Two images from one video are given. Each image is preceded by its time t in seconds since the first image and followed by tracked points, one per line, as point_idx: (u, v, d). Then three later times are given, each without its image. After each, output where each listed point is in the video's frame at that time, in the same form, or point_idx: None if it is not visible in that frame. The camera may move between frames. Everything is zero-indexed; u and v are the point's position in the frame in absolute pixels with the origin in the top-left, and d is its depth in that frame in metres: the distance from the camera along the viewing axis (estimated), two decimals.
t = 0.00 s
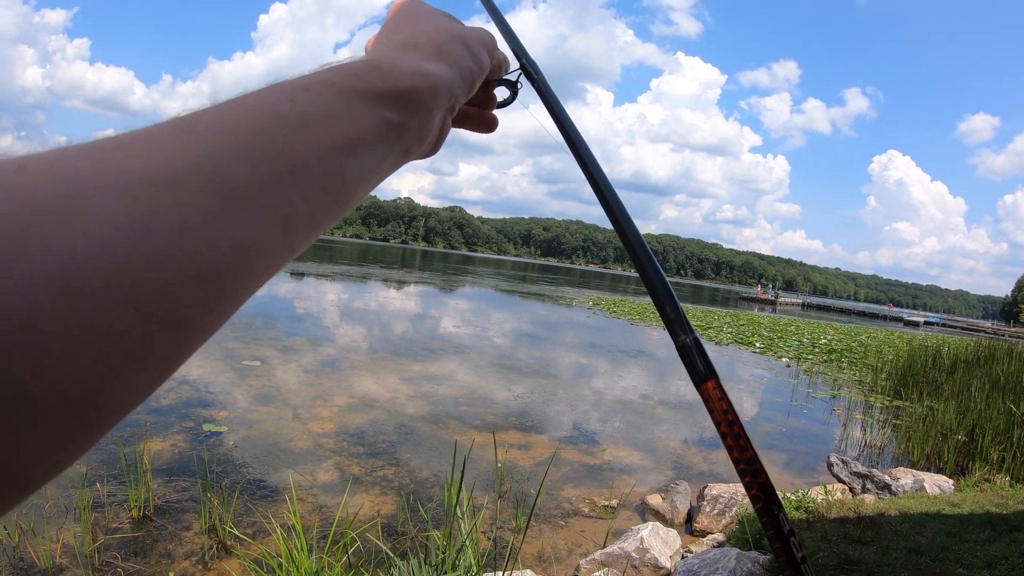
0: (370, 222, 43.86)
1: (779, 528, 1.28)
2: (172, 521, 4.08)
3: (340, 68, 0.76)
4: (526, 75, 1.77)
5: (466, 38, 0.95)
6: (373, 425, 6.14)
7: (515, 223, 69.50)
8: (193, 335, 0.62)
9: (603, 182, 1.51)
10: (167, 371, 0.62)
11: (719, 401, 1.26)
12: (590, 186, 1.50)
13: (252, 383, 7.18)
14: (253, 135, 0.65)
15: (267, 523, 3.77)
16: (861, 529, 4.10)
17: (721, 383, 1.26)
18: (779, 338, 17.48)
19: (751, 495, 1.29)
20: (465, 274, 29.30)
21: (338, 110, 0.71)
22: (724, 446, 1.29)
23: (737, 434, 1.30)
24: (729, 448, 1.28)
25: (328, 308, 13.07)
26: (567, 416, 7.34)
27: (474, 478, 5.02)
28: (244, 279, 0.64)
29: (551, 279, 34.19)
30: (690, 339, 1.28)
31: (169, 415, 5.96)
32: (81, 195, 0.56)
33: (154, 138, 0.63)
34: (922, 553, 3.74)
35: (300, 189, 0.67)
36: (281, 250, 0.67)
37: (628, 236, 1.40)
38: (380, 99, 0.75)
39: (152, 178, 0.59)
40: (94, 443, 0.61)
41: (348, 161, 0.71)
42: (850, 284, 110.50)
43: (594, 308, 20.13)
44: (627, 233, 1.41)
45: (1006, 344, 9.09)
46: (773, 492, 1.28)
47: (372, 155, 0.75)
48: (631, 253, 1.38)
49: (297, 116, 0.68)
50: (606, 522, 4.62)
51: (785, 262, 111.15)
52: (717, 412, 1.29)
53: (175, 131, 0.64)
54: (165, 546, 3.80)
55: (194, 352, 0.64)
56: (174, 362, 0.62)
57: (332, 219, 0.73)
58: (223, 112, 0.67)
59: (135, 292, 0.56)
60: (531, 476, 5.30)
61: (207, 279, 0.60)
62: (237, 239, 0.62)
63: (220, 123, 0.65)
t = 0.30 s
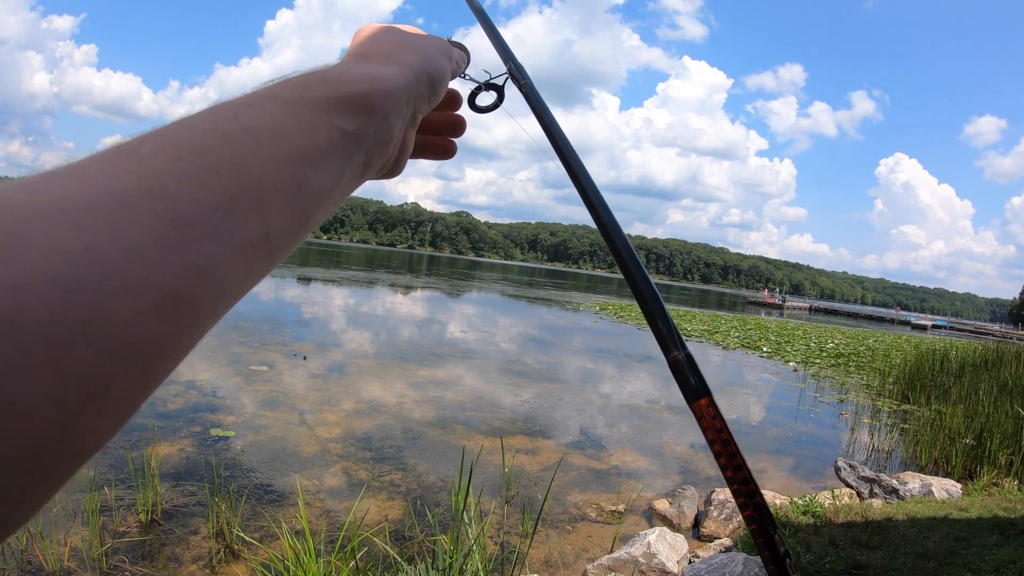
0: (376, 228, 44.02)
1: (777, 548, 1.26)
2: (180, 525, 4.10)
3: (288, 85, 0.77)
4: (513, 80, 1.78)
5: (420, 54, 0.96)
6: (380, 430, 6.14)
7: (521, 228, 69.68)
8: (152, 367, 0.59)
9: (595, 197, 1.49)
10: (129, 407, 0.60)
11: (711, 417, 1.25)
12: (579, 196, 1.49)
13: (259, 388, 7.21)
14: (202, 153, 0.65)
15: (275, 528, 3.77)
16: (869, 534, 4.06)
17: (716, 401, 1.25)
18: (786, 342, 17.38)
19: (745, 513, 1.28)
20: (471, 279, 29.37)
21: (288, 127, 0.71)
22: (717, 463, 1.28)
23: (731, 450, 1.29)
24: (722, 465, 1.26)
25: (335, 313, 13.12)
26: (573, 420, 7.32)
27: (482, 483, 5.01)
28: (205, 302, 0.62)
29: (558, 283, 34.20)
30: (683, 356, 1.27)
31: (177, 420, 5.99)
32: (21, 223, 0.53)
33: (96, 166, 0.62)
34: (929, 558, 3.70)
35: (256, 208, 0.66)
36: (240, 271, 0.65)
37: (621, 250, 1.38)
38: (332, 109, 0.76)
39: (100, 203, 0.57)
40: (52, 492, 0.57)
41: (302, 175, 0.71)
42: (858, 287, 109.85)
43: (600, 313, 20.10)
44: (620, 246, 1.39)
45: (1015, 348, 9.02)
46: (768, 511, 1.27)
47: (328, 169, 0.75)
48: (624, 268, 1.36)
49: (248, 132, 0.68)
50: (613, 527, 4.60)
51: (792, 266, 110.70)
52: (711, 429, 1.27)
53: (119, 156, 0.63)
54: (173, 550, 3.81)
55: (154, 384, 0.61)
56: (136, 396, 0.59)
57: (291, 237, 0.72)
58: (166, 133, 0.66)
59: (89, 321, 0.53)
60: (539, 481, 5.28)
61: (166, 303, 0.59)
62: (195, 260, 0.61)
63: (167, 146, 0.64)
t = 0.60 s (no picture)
0: (381, 231, 44.10)
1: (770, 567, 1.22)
2: (183, 526, 4.10)
3: (275, 72, 0.78)
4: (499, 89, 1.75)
5: (408, 37, 0.97)
6: (384, 433, 6.15)
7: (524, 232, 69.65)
8: (147, 355, 0.59)
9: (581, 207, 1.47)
10: (130, 400, 0.60)
11: (701, 429, 1.23)
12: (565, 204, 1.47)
13: (263, 390, 7.22)
14: (192, 137, 0.65)
15: (278, 529, 3.78)
16: (873, 537, 4.04)
17: (706, 414, 1.22)
18: (791, 345, 17.30)
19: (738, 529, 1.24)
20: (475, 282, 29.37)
21: (276, 109, 0.72)
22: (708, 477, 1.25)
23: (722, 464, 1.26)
24: (713, 479, 1.24)
25: (339, 316, 13.15)
26: (577, 423, 7.31)
27: (487, 486, 5.00)
28: (201, 286, 0.62)
29: (562, 286, 34.17)
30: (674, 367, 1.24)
31: (181, 422, 6.00)
32: (10, 217, 0.54)
33: (86, 158, 0.63)
34: (933, 561, 3.68)
35: (248, 189, 0.67)
36: (236, 253, 0.66)
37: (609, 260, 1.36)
38: (320, 90, 0.77)
39: (89, 192, 0.58)
40: (59, 493, 0.58)
41: (293, 154, 0.72)
42: (863, 290, 109.40)
43: (605, 316, 20.07)
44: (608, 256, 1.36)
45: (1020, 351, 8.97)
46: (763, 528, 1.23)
47: (320, 149, 0.75)
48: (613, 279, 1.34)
49: (235, 117, 0.69)
50: (617, 530, 4.59)
51: (797, 269, 110.35)
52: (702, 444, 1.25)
53: (109, 148, 0.64)
54: (176, 551, 3.82)
55: (152, 374, 0.61)
56: (136, 386, 0.60)
57: (287, 219, 0.72)
58: (155, 122, 0.67)
59: (76, 309, 0.53)
60: (543, 484, 5.27)
61: (159, 287, 0.58)
62: (186, 241, 0.61)
63: (154, 134, 0.65)
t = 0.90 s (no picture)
0: (381, 233, 44.14)
1: None
2: (182, 527, 4.10)
3: (272, 75, 0.80)
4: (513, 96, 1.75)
5: (409, 39, 0.97)
6: (383, 436, 6.14)
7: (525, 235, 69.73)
8: (144, 360, 0.59)
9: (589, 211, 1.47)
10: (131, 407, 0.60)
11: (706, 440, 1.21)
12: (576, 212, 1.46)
13: (263, 392, 7.22)
14: (187, 140, 0.66)
15: (276, 531, 3.77)
16: (873, 542, 4.03)
17: (711, 424, 1.22)
18: (791, 350, 17.28)
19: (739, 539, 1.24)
20: (476, 285, 29.38)
21: (271, 110, 0.73)
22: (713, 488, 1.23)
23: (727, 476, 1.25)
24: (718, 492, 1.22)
25: (339, 319, 13.14)
26: (577, 427, 7.30)
27: (486, 489, 5.00)
28: (199, 288, 0.62)
29: (562, 290, 34.16)
30: (680, 377, 1.24)
31: (181, 423, 6.00)
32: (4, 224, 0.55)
33: (81, 164, 0.63)
34: (934, 566, 3.66)
35: (244, 189, 0.67)
36: (234, 256, 0.66)
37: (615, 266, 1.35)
38: (315, 92, 0.78)
39: (82, 197, 0.58)
40: (61, 505, 0.57)
41: (290, 154, 0.72)
42: (864, 295, 109.40)
43: (605, 320, 20.05)
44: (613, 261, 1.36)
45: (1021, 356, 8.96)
46: (764, 538, 1.23)
47: (318, 149, 0.75)
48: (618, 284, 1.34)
49: (230, 119, 0.70)
50: (616, 534, 4.58)
51: (797, 273, 110.34)
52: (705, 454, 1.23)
53: (103, 155, 0.65)
54: (174, 553, 3.81)
55: (151, 379, 0.60)
56: (136, 394, 0.59)
57: (287, 220, 0.72)
58: (151, 127, 0.68)
59: (70, 314, 0.53)
60: (542, 488, 5.26)
61: (154, 291, 0.58)
62: (182, 244, 0.61)
63: (150, 138, 0.66)
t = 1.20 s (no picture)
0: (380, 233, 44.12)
1: None
2: (179, 526, 4.09)
3: (210, 60, 0.80)
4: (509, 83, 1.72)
5: (353, 15, 0.96)
6: (382, 435, 6.14)
7: (524, 236, 69.74)
8: (82, 339, 0.59)
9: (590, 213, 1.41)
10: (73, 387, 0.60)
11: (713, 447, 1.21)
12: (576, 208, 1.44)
13: (261, 391, 7.21)
14: (114, 124, 0.66)
15: (274, 530, 3.76)
16: (870, 544, 4.03)
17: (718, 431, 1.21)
18: (789, 352, 17.30)
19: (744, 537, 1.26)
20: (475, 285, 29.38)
21: (202, 91, 0.73)
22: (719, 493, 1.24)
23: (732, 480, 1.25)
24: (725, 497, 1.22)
25: (338, 318, 13.13)
26: (575, 428, 7.31)
27: (484, 490, 5.00)
28: (133, 263, 0.61)
29: (561, 291, 34.18)
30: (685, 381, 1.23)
31: (178, 422, 6.00)
32: None
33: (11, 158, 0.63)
34: (932, 569, 3.66)
35: (175, 165, 0.66)
36: (170, 231, 0.65)
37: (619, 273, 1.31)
38: (251, 70, 0.78)
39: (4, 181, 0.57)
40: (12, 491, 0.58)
41: (223, 128, 0.71)
42: (862, 298, 109.59)
43: (604, 321, 20.05)
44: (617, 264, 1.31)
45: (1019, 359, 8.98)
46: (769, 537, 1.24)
47: (254, 123, 0.74)
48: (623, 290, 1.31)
49: (161, 102, 0.70)
50: (614, 535, 4.58)
51: (796, 276, 110.49)
52: (711, 457, 1.23)
53: (32, 145, 0.64)
54: (171, 551, 3.80)
55: (88, 356, 0.60)
56: (73, 373, 0.60)
57: (228, 195, 0.71)
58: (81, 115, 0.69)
59: None
60: (540, 489, 5.26)
61: (82, 267, 0.57)
62: (110, 220, 0.60)
63: (79, 126, 0.66)
